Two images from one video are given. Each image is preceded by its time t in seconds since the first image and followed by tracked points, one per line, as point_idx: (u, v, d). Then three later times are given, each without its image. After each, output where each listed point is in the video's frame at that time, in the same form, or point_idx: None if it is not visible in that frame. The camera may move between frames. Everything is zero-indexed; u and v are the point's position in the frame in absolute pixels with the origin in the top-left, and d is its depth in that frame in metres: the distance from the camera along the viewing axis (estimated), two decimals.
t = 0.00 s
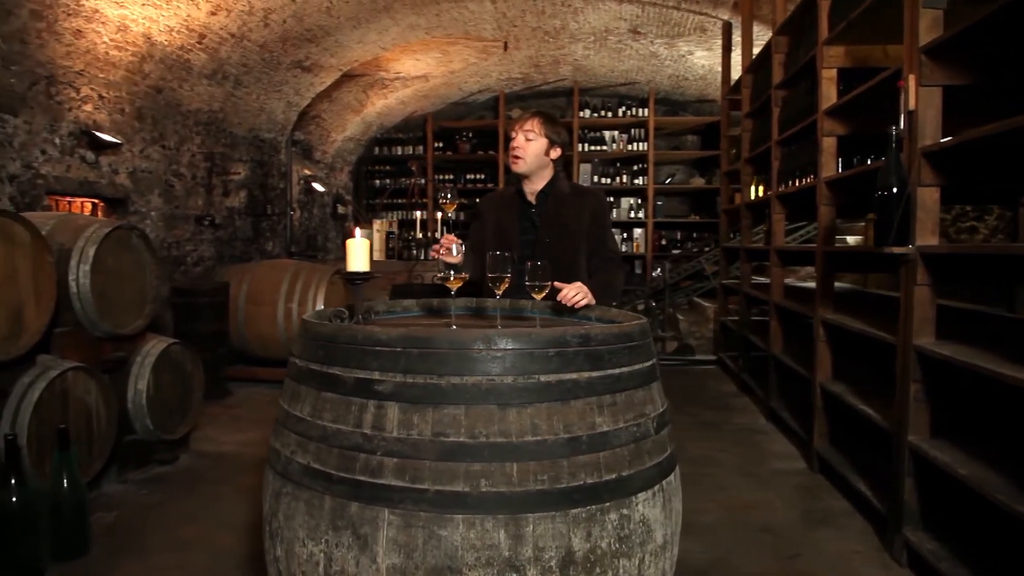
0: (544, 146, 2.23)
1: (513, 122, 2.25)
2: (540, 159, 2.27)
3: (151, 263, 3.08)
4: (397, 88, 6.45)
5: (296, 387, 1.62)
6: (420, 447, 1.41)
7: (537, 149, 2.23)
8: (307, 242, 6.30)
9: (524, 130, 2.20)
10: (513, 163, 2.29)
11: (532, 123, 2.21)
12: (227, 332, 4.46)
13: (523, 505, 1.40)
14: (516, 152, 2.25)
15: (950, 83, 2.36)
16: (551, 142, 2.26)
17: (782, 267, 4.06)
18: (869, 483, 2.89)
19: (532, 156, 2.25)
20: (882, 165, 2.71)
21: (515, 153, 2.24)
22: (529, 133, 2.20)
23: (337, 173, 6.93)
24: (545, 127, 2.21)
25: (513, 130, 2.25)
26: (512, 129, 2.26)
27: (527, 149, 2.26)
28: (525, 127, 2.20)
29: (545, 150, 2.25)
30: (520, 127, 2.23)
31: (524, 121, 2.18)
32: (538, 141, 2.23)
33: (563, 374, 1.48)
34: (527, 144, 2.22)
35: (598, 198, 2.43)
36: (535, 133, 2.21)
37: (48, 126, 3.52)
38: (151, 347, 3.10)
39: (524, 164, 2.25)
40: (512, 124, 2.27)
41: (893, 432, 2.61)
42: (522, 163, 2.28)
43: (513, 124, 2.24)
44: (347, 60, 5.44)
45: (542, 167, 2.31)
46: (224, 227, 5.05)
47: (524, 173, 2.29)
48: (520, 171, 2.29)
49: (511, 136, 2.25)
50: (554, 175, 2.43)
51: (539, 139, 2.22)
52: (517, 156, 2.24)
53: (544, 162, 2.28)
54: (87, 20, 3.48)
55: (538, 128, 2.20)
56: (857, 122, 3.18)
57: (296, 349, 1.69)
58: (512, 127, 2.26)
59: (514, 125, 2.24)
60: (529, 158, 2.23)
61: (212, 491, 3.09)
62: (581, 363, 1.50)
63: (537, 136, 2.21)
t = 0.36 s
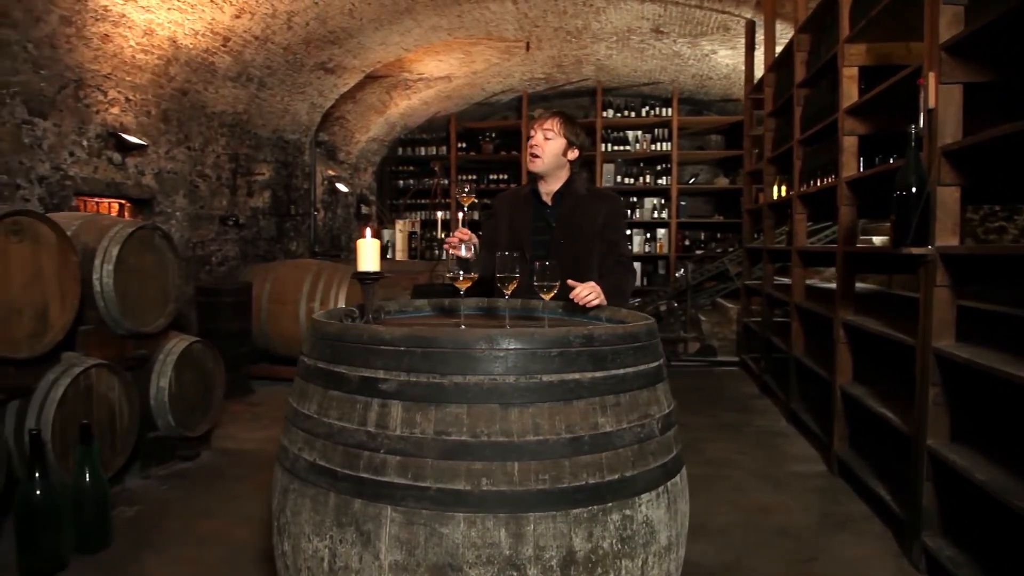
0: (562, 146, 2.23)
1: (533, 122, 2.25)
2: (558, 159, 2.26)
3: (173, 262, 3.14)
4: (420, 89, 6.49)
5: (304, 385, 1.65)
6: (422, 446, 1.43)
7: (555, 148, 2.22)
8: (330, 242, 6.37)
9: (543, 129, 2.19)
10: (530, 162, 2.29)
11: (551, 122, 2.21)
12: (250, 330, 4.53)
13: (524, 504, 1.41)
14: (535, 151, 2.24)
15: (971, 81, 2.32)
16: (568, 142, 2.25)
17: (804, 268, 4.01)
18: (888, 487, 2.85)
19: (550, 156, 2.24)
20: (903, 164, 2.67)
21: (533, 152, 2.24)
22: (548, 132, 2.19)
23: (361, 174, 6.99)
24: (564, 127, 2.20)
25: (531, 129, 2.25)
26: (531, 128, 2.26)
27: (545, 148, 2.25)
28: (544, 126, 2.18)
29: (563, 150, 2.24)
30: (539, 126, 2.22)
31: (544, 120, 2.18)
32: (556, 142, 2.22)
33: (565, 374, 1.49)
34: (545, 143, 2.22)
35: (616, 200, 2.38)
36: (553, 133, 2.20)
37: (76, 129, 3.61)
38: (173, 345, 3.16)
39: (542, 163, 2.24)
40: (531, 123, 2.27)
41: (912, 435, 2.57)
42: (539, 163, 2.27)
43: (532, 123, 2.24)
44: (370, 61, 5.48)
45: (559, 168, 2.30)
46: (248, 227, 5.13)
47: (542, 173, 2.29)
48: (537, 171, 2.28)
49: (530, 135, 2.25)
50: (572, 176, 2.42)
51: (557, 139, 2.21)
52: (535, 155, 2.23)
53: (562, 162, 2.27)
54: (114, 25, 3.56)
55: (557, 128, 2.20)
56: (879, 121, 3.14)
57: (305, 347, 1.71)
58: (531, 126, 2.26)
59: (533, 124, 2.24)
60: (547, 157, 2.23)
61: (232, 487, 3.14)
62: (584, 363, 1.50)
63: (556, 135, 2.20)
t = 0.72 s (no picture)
0: (573, 142, 2.22)
1: (539, 124, 2.24)
2: (570, 157, 2.25)
3: (196, 262, 3.19)
4: (443, 90, 6.53)
5: (313, 383, 1.67)
6: (426, 444, 1.44)
7: (567, 147, 2.22)
8: (354, 242, 6.44)
9: (553, 129, 2.18)
10: (543, 165, 2.27)
11: (559, 122, 2.21)
12: (274, 329, 4.59)
13: (526, 503, 1.41)
14: (547, 152, 2.23)
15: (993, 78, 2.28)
16: (578, 140, 2.25)
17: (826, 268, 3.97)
18: (908, 491, 2.81)
19: (562, 156, 2.23)
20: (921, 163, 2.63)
21: (546, 153, 2.22)
22: (558, 131, 2.19)
23: (385, 174, 7.06)
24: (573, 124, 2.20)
25: (540, 131, 2.24)
26: (538, 132, 2.25)
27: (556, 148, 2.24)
28: (554, 126, 2.18)
29: (575, 147, 2.24)
30: (547, 127, 2.22)
31: (552, 120, 2.17)
32: (567, 140, 2.22)
33: (568, 374, 1.49)
34: (556, 142, 2.21)
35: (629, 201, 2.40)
36: (564, 131, 2.20)
37: (104, 131, 3.69)
38: (195, 343, 3.22)
39: (556, 162, 2.23)
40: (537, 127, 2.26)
41: (932, 439, 2.53)
42: (553, 163, 2.26)
43: (540, 126, 2.23)
44: (392, 63, 5.53)
45: (571, 166, 2.29)
46: (272, 228, 5.21)
47: (556, 173, 2.28)
48: (551, 171, 2.27)
49: (539, 138, 2.24)
50: (582, 177, 2.41)
51: (569, 137, 2.21)
52: (549, 156, 2.22)
53: (575, 160, 2.27)
54: (140, 29, 3.63)
55: (566, 126, 2.19)
56: (902, 119, 3.09)
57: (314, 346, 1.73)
58: (537, 129, 2.25)
59: (540, 128, 2.23)
60: (562, 155, 2.22)
61: (252, 483, 3.19)
62: (588, 363, 1.50)
63: (566, 133, 2.20)
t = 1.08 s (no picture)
0: (578, 136, 2.22)
1: (539, 129, 2.23)
2: (577, 152, 2.25)
3: (218, 261, 3.25)
4: (466, 90, 6.55)
5: (323, 381, 1.69)
6: (431, 442, 1.45)
7: (574, 142, 2.21)
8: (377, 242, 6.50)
9: (556, 129, 2.17)
10: (554, 166, 2.26)
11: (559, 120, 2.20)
12: (296, 328, 4.66)
13: (530, 502, 1.42)
14: (556, 152, 2.22)
15: (1015, 75, 2.23)
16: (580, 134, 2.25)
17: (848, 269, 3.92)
18: (928, 495, 2.77)
19: (572, 152, 2.22)
20: (941, 162, 2.59)
21: (556, 153, 2.21)
22: (562, 129, 2.18)
23: (408, 175, 7.12)
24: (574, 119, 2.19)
25: (542, 135, 2.23)
26: (541, 136, 2.24)
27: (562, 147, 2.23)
28: (558, 126, 2.17)
29: (580, 142, 2.24)
30: (548, 129, 2.21)
31: (554, 120, 2.16)
32: (572, 136, 2.21)
33: (573, 374, 1.50)
34: (562, 140, 2.20)
35: (640, 200, 2.41)
36: (568, 129, 2.19)
37: (130, 134, 3.76)
38: (217, 342, 3.28)
39: (569, 159, 2.22)
40: (537, 133, 2.25)
41: (953, 442, 2.49)
42: (564, 162, 2.24)
43: (541, 130, 2.22)
44: (415, 64, 5.57)
45: (581, 162, 2.28)
46: (296, 228, 5.28)
47: (569, 171, 2.26)
48: (565, 170, 2.26)
49: (543, 142, 2.23)
50: (593, 176, 2.40)
51: (573, 133, 2.20)
52: (559, 155, 2.20)
53: (583, 154, 2.26)
54: (166, 33, 3.70)
55: (568, 122, 2.19)
56: (925, 118, 3.05)
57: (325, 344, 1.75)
58: (539, 134, 2.24)
59: (543, 131, 2.22)
60: (571, 151, 2.21)
61: (272, 480, 3.24)
62: (593, 363, 1.51)
63: (570, 129, 2.19)
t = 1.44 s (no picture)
0: (585, 140, 2.23)
1: (546, 134, 2.26)
2: (585, 155, 2.26)
3: (243, 261, 3.30)
4: (492, 91, 6.57)
5: (338, 379, 1.71)
6: (442, 440, 1.47)
7: (580, 146, 2.23)
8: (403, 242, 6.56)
9: (562, 134, 2.20)
10: (563, 171, 2.29)
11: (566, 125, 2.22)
12: (321, 327, 4.72)
13: (538, 501, 1.43)
14: (563, 157, 2.24)
15: None
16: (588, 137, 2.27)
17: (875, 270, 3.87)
18: (953, 500, 2.72)
19: (579, 156, 2.24)
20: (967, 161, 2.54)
21: (563, 158, 2.24)
22: (567, 134, 2.20)
23: (434, 175, 7.17)
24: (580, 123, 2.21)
25: (550, 140, 2.26)
26: (548, 141, 2.27)
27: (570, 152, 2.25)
28: (563, 131, 2.20)
29: (588, 145, 2.25)
30: (555, 134, 2.24)
31: (559, 125, 2.19)
32: (578, 140, 2.23)
33: (583, 374, 1.50)
34: (568, 145, 2.22)
35: (652, 197, 2.39)
36: (573, 133, 2.21)
37: (159, 136, 3.84)
38: (241, 341, 3.33)
39: (575, 164, 2.24)
40: (545, 138, 2.28)
41: (978, 447, 2.44)
42: (572, 166, 2.27)
43: (548, 135, 2.25)
44: (440, 65, 5.60)
45: (590, 164, 2.30)
46: (321, 228, 5.34)
47: (578, 175, 2.28)
48: (573, 174, 2.28)
49: (551, 146, 2.26)
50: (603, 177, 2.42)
51: (579, 137, 2.22)
52: (566, 159, 2.23)
53: (591, 156, 2.28)
54: (194, 37, 3.77)
55: (574, 126, 2.21)
56: (952, 116, 3.00)
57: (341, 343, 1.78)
58: (547, 139, 2.27)
59: (550, 136, 2.25)
60: (578, 155, 2.23)
61: (294, 476, 3.29)
62: (603, 363, 1.51)
63: (576, 133, 2.21)
